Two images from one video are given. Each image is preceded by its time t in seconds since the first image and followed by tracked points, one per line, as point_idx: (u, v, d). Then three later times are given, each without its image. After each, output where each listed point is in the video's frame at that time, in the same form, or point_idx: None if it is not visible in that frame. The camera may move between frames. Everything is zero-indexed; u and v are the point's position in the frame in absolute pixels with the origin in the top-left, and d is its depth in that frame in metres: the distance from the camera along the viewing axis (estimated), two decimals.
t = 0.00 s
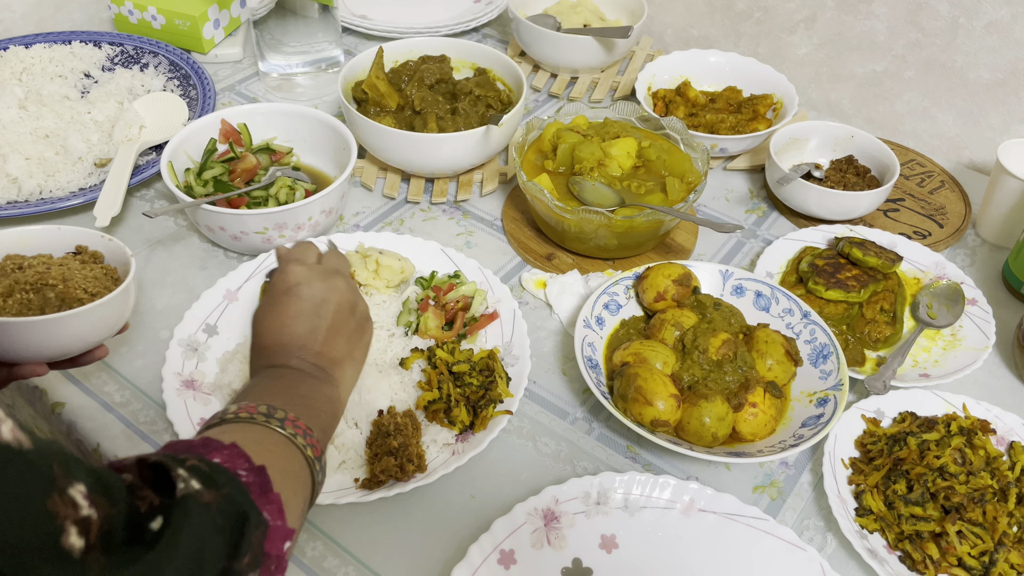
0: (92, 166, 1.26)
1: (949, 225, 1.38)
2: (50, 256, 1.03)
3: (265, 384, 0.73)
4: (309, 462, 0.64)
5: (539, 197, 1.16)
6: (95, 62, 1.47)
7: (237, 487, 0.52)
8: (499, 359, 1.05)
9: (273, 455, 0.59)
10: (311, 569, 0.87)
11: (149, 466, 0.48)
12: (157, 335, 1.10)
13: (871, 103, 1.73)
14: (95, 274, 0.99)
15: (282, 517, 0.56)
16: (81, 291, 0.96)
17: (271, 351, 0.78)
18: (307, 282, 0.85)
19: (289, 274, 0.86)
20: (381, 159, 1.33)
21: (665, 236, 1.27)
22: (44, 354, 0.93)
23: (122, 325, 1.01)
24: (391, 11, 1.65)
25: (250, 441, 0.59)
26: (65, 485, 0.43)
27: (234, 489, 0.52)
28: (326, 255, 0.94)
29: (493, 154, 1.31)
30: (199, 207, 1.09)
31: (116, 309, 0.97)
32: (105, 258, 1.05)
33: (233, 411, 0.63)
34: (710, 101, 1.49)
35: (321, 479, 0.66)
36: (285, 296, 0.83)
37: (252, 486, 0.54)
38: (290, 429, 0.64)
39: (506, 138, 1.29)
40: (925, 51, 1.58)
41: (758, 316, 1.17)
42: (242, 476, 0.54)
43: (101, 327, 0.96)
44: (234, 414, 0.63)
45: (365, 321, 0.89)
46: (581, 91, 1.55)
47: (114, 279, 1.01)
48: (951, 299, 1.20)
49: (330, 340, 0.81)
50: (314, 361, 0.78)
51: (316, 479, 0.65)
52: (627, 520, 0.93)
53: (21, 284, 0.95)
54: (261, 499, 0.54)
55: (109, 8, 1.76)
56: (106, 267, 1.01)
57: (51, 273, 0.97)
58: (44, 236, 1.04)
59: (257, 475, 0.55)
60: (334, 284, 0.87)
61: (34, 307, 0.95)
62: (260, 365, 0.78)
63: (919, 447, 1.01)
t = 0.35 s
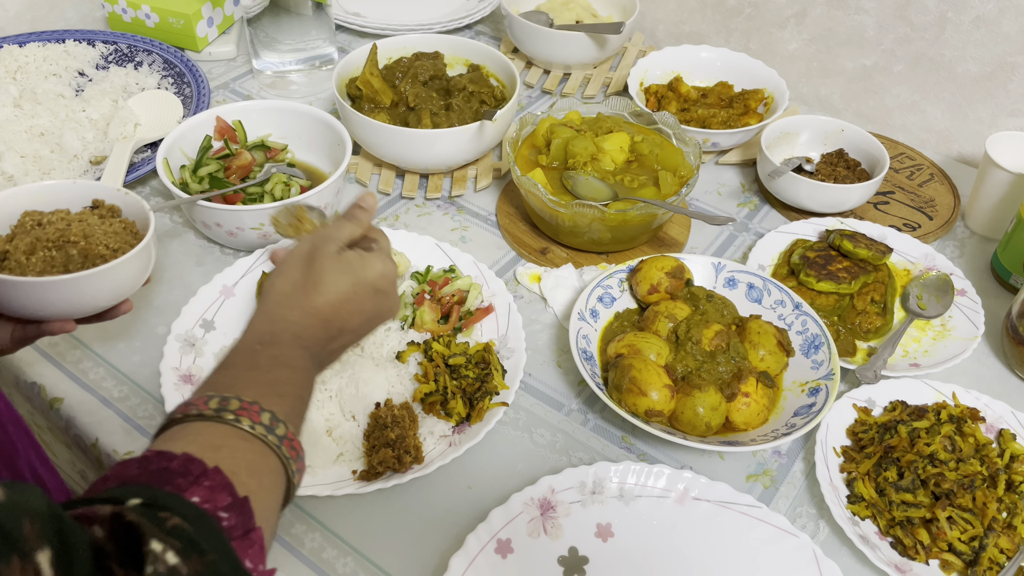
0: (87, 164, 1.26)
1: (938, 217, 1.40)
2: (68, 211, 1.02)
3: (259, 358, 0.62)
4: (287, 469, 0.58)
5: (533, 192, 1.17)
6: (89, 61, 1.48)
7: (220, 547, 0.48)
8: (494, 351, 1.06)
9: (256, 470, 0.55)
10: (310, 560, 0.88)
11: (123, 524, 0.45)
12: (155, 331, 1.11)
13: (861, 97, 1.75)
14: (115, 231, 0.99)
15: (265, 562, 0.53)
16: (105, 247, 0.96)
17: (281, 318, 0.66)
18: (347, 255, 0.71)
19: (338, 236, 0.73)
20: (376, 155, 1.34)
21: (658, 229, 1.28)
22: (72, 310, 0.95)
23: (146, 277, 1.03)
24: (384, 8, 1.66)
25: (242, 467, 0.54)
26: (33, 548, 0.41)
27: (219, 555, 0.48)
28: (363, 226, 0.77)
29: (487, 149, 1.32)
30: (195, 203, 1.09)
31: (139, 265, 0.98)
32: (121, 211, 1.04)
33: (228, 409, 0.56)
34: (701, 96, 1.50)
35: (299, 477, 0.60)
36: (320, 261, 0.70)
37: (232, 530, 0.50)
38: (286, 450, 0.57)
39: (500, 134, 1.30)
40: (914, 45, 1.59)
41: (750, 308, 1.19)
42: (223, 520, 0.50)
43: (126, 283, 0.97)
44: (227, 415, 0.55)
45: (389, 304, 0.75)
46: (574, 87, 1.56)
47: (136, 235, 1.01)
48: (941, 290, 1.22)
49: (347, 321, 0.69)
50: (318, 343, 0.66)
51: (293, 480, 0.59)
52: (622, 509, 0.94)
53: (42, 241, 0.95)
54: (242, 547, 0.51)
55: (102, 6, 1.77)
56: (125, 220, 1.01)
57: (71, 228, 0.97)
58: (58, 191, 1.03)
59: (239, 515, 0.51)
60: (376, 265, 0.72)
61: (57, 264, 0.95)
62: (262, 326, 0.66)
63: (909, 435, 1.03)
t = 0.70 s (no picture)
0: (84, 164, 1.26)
1: (928, 211, 1.42)
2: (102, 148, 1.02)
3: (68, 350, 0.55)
4: (183, 430, 0.52)
5: (528, 188, 1.18)
6: (83, 61, 1.48)
7: (129, 531, 0.44)
8: (491, 346, 1.07)
9: (147, 443, 0.49)
10: (311, 553, 0.88)
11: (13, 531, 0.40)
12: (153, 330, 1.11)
13: (851, 93, 1.77)
14: (153, 176, 0.98)
15: (196, 527, 0.48)
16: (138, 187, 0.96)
17: (53, 301, 0.59)
18: (37, 197, 0.59)
19: (2, 198, 0.59)
20: (371, 153, 1.34)
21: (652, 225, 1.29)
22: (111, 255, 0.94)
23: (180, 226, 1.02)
24: (377, 6, 1.67)
25: (113, 442, 0.48)
26: None
27: (131, 538, 0.44)
28: (39, 154, 0.67)
29: (482, 146, 1.33)
30: (192, 201, 1.10)
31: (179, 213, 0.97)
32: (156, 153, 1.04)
33: (55, 402, 0.48)
34: (693, 92, 1.52)
35: (204, 430, 0.55)
36: (22, 226, 0.59)
37: (143, 504, 0.45)
38: (148, 403, 0.50)
39: (494, 131, 1.31)
40: (903, 41, 1.61)
41: (744, 302, 1.20)
42: (129, 497, 0.45)
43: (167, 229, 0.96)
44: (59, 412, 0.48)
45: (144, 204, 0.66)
46: (567, 85, 1.57)
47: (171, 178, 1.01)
48: (931, 282, 1.23)
49: (116, 253, 0.60)
50: (112, 290, 0.59)
51: (198, 436, 0.54)
52: (619, 500, 0.95)
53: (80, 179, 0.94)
54: (162, 520, 0.46)
55: (95, 7, 1.76)
56: (159, 164, 1.00)
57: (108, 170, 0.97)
58: (94, 125, 1.03)
59: (145, 491, 0.46)
60: (73, 182, 0.61)
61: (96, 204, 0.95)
62: (49, 325, 0.59)
63: (901, 425, 1.04)
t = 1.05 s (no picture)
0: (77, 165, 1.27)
1: (916, 206, 1.44)
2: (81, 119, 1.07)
3: (51, 311, 0.53)
4: (171, 363, 0.48)
5: (520, 185, 1.19)
6: (75, 62, 1.48)
7: (91, 434, 0.40)
8: (485, 342, 1.07)
9: (127, 371, 0.45)
10: (308, 549, 0.89)
11: None
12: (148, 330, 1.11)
13: (840, 90, 1.78)
14: (122, 160, 0.98)
15: (185, 438, 0.43)
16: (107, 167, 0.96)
17: (29, 274, 0.58)
18: None
19: None
20: (363, 151, 1.35)
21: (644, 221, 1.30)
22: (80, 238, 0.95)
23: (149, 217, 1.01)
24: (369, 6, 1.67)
25: (87, 373, 0.43)
26: None
27: (92, 438, 0.39)
28: None
29: (475, 144, 1.33)
30: (186, 200, 1.10)
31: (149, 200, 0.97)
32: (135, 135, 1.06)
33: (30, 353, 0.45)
34: (684, 89, 1.53)
35: (197, 367, 0.51)
36: None
37: (117, 418, 0.41)
38: (128, 340, 0.46)
39: (487, 129, 1.31)
40: (891, 37, 1.63)
41: (735, 296, 1.21)
42: (96, 411, 0.41)
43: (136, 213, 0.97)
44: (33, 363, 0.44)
45: (106, 174, 0.65)
46: (558, 83, 1.58)
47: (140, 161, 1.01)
48: (920, 275, 1.24)
49: (83, 217, 0.60)
50: (86, 252, 0.57)
51: (190, 371, 0.49)
52: (614, 493, 0.96)
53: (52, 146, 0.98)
54: (141, 432, 0.41)
55: (86, 8, 1.76)
56: (133, 149, 1.01)
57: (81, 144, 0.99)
58: (75, 95, 1.07)
59: (116, 406, 0.42)
60: (27, 149, 0.61)
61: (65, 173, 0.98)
62: (29, 299, 0.58)
63: (891, 416, 1.05)
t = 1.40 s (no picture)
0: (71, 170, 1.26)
1: (908, 205, 1.45)
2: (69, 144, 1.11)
3: (26, 312, 0.50)
4: (157, 366, 0.45)
5: (515, 187, 1.19)
6: (67, 66, 1.47)
7: (72, 436, 0.38)
8: (482, 345, 1.08)
9: (112, 373, 0.42)
10: (307, 553, 0.89)
11: None
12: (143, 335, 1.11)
13: (832, 90, 1.80)
14: (107, 191, 1.02)
15: (173, 436, 0.42)
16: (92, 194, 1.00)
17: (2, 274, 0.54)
18: None
19: None
20: (358, 155, 1.35)
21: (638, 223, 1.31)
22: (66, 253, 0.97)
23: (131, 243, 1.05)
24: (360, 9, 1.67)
25: (67, 375, 0.41)
26: None
27: (74, 438, 0.38)
28: None
29: (469, 146, 1.34)
30: (181, 205, 1.10)
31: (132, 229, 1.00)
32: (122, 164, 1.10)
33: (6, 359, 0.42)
34: (677, 91, 1.54)
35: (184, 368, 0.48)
36: None
37: (100, 418, 0.39)
38: (109, 341, 0.44)
39: (481, 131, 1.32)
40: (882, 38, 1.64)
41: (730, 297, 1.22)
42: (77, 410, 0.39)
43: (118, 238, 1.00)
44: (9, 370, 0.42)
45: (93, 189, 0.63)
46: (552, 84, 1.58)
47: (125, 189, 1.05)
48: (913, 275, 1.25)
49: (67, 222, 0.57)
50: (67, 255, 0.54)
51: (176, 373, 0.47)
52: (611, 494, 0.96)
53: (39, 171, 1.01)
54: (126, 432, 0.39)
55: (77, 12, 1.75)
56: (119, 180, 1.05)
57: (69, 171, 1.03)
58: (65, 121, 1.11)
59: (98, 403, 0.40)
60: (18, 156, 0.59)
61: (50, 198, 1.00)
62: None
63: (886, 415, 1.06)
